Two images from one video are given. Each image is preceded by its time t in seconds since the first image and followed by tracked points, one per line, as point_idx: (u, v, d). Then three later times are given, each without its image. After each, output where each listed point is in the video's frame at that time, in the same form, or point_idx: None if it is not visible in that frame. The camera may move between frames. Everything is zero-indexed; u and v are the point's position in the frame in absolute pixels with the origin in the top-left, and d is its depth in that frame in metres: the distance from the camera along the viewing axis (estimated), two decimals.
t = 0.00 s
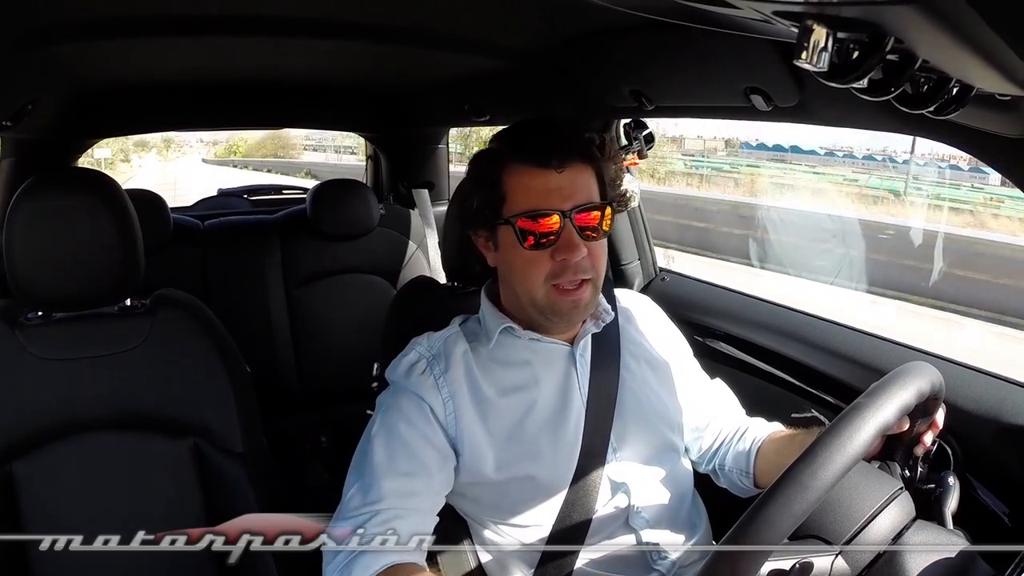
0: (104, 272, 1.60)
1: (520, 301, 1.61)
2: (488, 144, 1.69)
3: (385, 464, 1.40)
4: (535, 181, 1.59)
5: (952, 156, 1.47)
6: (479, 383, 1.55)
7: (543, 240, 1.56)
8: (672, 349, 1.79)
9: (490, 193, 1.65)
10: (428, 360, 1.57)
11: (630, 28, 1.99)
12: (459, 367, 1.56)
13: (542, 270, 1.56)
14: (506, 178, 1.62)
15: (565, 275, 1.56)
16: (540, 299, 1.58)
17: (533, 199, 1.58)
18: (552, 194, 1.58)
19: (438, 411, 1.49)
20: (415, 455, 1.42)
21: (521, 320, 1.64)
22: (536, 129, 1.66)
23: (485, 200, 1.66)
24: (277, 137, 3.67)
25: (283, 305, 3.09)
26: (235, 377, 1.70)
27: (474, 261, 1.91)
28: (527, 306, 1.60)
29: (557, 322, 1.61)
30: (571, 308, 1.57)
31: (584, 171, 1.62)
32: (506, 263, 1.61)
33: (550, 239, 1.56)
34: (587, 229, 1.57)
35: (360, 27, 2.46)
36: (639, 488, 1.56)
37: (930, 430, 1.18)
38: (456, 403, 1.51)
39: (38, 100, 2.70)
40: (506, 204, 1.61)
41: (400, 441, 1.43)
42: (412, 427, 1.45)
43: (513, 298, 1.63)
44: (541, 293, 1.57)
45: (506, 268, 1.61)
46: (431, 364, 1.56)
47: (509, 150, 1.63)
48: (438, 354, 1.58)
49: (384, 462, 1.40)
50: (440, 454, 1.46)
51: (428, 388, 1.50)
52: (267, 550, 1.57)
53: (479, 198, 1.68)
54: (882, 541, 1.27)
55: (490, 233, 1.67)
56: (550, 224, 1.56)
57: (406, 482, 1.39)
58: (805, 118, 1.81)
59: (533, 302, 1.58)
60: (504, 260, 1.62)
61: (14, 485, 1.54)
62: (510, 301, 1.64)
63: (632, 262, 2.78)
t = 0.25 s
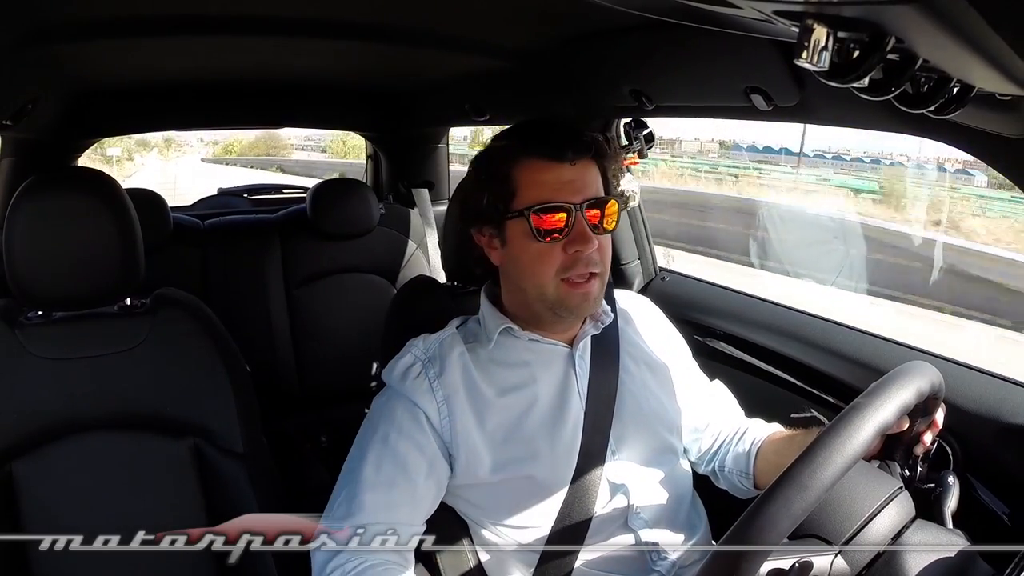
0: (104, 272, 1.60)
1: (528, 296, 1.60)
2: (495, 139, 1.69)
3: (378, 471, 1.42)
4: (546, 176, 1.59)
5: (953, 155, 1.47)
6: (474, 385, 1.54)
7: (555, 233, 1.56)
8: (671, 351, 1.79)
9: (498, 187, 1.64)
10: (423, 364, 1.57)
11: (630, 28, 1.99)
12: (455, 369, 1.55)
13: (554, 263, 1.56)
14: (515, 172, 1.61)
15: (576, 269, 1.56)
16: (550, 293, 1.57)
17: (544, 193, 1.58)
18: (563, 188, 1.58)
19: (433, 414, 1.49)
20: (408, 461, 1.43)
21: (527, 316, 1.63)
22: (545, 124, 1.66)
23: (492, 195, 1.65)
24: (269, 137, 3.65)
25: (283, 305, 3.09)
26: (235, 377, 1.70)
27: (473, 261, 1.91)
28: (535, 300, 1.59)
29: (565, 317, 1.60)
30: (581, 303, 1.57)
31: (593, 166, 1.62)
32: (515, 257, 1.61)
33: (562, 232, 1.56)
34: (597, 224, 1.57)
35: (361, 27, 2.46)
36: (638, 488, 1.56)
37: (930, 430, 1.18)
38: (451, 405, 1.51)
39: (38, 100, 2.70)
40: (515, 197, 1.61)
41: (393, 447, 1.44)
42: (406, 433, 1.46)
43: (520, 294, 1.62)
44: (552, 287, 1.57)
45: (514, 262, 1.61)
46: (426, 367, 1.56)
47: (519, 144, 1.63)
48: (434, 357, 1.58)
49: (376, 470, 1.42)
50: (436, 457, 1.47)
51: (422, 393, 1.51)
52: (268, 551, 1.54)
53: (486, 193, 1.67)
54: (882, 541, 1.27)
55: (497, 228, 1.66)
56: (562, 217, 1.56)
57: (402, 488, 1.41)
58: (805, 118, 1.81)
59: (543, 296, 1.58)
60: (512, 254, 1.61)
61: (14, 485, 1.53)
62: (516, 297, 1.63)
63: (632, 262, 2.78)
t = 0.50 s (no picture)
0: (104, 272, 1.60)
1: (532, 291, 1.59)
2: (502, 134, 1.69)
3: (377, 470, 1.42)
4: (553, 170, 1.59)
5: (953, 156, 1.47)
6: (473, 384, 1.54)
7: (561, 228, 1.57)
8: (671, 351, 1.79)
9: (505, 181, 1.64)
10: (423, 361, 1.57)
11: (630, 28, 1.99)
12: (455, 367, 1.55)
13: (559, 257, 1.56)
14: (522, 167, 1.62)
15: (582, 264, 1.56)
16: (555, 287, 1.56)
17: (551, 187, 1.58)
18: (569, 183, 1.58)
19: (432, 413, 1.49)
20: (407, 460, 1.43)
21: (532, 310, 1.62)
22: (552, 121, 1.67)
23: (498, 189, 1.65)
24: (265, 138, 3.61)
25: (283, 304, 3.09)
26: (234, 377, 1.70)
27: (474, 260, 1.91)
28: (540, 295, 1.59)
29: (569, 312, 1.60)
30: (586, 298, 1.57)
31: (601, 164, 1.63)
32: (520, 252, 1.61)
33: (569, 226, 1.56)
34: (603, 220, 1.58)
35: (361, 27, 2.46)
36: (638, 488, 1.56)
37: (930, 430, 1.18)
38: (450, 404, 1.50)
39: (38, 100, 2.70)
40: (522, 191, 1.61)
41: (393, 446, 1.44)
42: (405, 432, 1.45)
43: (523, 289, 1.62)
44: (557, 281, 1.56)
45: (519, 256, 1.60)
46: (426, 365, 1.56)
47: (526, 139, 1.63)
48: (434, 354, 1.58)
49: (374, 469, 1.42)
50: (436, 456, 1.46)
51: (421, 391, 1.51)
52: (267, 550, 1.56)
53: (491, 188, 1.67)
54: (882, 541, 1.27)
55: (501, 223, 1.65)
56: (568, 212, 1.57)
57: (402, 487, 1.41)
58: (806, 118, 1.82)
59: (547, 290, 1.57)
60: (518, 248, 1.61)
61: (14, 485, 1.53)
62: (520, 292, 1.63)
63: (632, 262, 2.78)
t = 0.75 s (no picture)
0: (104, 271, 1.60)
1: (533, 293, 1.60)
2: (501, 136, 1.68)
3: (376, 470, 1.42)
4: (554, 172, 1.59)
5: (953, 156, 1.47)
6: (472, 384, 1.54)
7: (562, 230, 1.57)
8: (670, 353, 1.79)
9: (505, 183, 1.63)
10: (422, 362, 1.57)
11: (631, 28, 1.99)
12: (454, 368, 1.55)
13: (560, 260, 1.57)
14: (522, 168, 1.61)
15: (582, 266, 1.56)
16: (557, 289, 1.57)
17: (552, 189, 1.58)
18: (570, 185, 1.58)
19: (432, 413, 1.49)
20: (407, 460, 1.43)
21: (534, 313, 1.62)
22: (552, 122, 1.66)
23: (498, 191, 1.65)
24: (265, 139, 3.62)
25: (283, 304, 3.09)
26: (234, 377, 1.70)
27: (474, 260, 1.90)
28: (541, 297, 1.59)
29: (570, 314, 1.60)
30: (586, 300, 1.57)
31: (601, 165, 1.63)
32: (521, 253, 1.61)
33: (570, 229, 1.56)
34: (602, 222, 1.57)
35: (361, 27, 2.46)
36: (638, 488, 1.56)
37: (929, 432, 1.18)
38: (450, 404, 1.50)
39: (38, 99, 2.70)
40: (522, 193, 1.61)
41: (392, 446, 1.44)
42: (405, 433, 1.45)
43: (524, 291, 1.62)
44: (558, 284, 1.57)
45: (520, 257, 1.60)
46: (425, 365, 1.56)
47: (527, 140, 1.63)
48: (433, 354, 1.58)
49: (373, 469, 1.42)
50: (436, 456, 1.46)
51: (421, 392, 1.50)
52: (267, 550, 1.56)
53: (491, 189, 1.67)
54: (882, 541, 1.27)
55: (501, 225, 1.65)
56: (569, 214, 1.56)
57: (402, 487, 1.41)
58: (806, 118, 1.82)
59: (549, 292, 1.58)
60: (519, 250, 1.61)
61: (14, 485, 1.54)
62: (521, 294, 1.63)
63: (632, 262, 2.78)
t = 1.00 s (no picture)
0: (104, 271, 1.60)
1: (533, 295, 1.60)
2: (503, 136, 1.68)
3: (375, 471, 1.42)
4: (555, 174, 1.59)
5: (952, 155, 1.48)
6: (472, 384, 1.54)
7: (562, 232, 1.57)
8: (670, 353, 1.79)
9: (506, 184, 1.63)
10: (422, 361, 1.56)
11: (630, 27, 2.00)
12: (454, 368, 1.55)
13: (560, 264, 1.57)
14: (524, 170, 1.61)
15: (582, 269, 1.56)
16: (556, 292, 1.57)
17: (553, 192, 1.58)
18: (571, 187, 1.58)
19: (431, 414, 1.49)
20: (406, 461, 1.43)
21: (531, 315, 1.63)
22: (553, 123, 1.66)
23: (498, 192, 1.65)
24: (267, 139, 3.63)
25: (283, 304, 3.09)
26: (234, 377, 1.70)
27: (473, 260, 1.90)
28: (540, 300, 1.59)
29: (569, 317, 1.60)
30: (586, 303, 1.57)
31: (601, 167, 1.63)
32: (521, 255, 1.60)
33: (570, 231, 1.56)
34: (605, 224, 1.57)
35: (361, 26, 2.46)
36: (638, 488, 1.57)
37: (929, 432, 1.18)
38: (449, 404, 1.50)
39: (38, 99, 2.70)
40: (523, 195, 1.61)
41: (392, 447, 1.44)
42: (404, 433, 1.45)
43: (523, 292, 1.62)
44: (557, 287, 1.57)
45: (520, 259, 1.60)
46: (424, 365, 1.55)
47: (528, 142, 1.63)
48: (432, 354, 1.57)
49: (373, 470, 1.42)
50: (435, 456, 1.46)
51: (420, 392, 1.50)
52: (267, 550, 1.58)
53: (491, 190, 1.67)
54: (883, 541, 1.27)
55: (502, 226, 1.65)
56: (570, 216, 1.57)
57: (401, 487, 1.41)
58: (805, 117, 1.82)
59: (548, 295, 1.58)
60: (519, 251, 1.61)
61: (14, 485, 1.54)
62: (520, 295, 1.63)
63: (632, 262, 2.78)
